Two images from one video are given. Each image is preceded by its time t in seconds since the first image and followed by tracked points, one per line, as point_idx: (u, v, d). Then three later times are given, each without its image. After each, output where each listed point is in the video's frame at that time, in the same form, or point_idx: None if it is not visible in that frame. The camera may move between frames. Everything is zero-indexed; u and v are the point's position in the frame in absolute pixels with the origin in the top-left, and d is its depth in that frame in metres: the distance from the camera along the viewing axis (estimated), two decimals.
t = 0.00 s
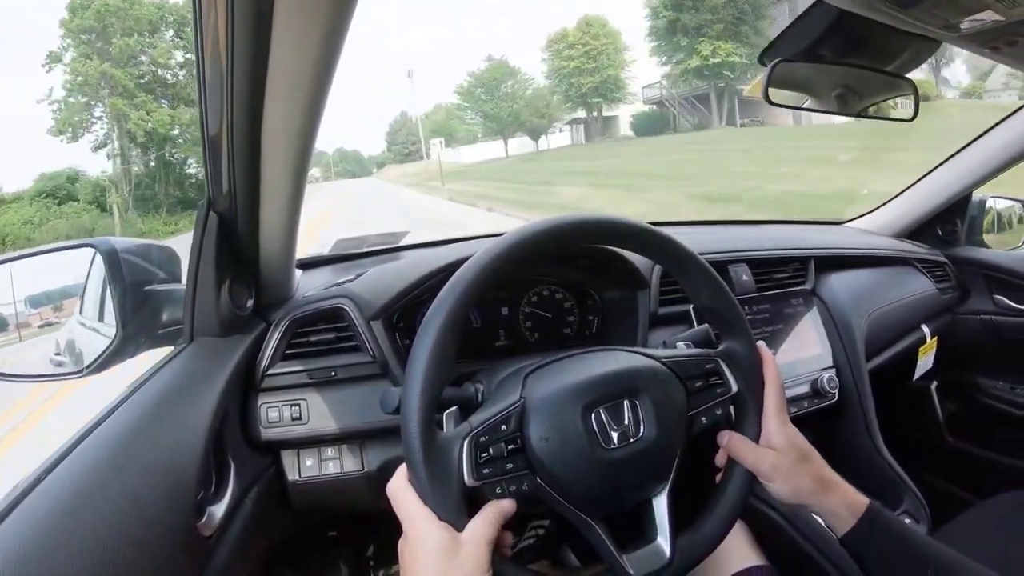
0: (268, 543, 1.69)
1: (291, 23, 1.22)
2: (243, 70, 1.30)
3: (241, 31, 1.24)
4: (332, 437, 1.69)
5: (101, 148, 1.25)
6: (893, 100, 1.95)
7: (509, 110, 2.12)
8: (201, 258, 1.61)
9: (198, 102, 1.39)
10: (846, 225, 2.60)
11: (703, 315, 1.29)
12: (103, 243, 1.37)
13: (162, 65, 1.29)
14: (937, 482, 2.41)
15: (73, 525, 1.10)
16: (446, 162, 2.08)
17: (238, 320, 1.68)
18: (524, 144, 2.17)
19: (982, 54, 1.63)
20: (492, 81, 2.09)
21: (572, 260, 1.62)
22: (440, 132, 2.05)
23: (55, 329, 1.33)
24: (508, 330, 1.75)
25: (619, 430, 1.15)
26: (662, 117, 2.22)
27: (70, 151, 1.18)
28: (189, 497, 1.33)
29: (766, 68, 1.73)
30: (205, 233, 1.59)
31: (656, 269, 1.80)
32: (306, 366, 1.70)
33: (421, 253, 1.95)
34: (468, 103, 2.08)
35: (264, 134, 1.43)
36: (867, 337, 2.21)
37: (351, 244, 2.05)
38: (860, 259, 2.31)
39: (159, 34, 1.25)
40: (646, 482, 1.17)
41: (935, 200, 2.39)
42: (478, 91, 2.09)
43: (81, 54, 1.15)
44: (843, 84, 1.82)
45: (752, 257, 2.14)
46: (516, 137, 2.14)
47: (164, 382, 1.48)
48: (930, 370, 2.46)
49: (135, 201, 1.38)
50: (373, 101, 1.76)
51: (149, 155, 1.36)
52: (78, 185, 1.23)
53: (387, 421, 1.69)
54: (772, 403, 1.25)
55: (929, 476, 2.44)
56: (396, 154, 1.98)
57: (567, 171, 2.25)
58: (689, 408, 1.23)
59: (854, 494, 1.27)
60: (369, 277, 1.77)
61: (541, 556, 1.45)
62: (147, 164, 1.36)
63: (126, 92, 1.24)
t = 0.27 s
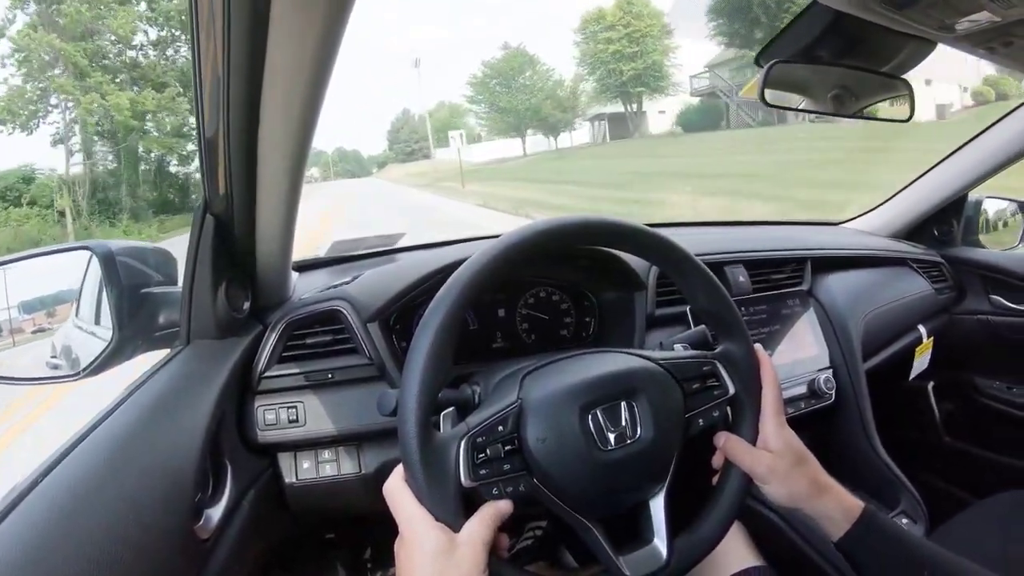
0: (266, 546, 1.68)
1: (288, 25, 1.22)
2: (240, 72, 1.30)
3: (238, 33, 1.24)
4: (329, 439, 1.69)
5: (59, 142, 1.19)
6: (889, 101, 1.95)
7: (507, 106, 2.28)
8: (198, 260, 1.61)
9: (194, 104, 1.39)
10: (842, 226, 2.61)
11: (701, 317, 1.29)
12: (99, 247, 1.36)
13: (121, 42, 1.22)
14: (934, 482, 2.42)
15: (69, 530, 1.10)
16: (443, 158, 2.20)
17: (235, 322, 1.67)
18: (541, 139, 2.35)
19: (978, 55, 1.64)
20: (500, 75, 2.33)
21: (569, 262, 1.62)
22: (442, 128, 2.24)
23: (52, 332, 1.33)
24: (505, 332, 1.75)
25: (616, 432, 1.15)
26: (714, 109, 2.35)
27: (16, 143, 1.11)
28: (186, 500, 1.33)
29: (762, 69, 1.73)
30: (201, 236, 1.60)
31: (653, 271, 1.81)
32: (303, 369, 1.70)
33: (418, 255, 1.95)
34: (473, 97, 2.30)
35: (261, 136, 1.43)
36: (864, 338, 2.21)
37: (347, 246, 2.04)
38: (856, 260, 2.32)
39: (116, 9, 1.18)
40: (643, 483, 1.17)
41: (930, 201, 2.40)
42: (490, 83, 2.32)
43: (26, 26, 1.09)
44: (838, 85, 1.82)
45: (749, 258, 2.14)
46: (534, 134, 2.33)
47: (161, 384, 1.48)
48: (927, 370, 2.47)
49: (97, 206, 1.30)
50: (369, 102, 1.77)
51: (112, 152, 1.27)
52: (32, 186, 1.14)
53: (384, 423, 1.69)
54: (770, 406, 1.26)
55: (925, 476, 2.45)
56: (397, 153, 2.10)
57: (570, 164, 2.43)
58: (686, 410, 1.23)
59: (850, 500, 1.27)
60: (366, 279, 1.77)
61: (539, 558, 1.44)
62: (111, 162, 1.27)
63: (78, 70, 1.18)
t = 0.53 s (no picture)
0: (262, 542, 1.68)
1: (286, 22, 1.21)
2: (237, 67, 1.30)
3: (236, 28, 1.23)
4: (326, 435, 1.69)
5: (9, 134, 1.08)
6: (887, 100, 1.96)
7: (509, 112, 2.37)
8: (195, 255, 1.61)
9: (191, 99, 1.40)
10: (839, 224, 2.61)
11: (698, 315, 1.29)
12: (97, 243, 1.36)
13: (72, 10, 1.13)
14: (929, 480, 2.42)
15: (66, 527, 1.09)
16: (453, 157, 2.26)
17: (232, 319, 1.68)
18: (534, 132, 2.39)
19: (975, 54, 1.64)
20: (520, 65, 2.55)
21: (565, 260, 1.62)
22: (450, 128, 2.31)
23: (48, 326, 1.32)
24: (501, 329, 1.75)
25: (613, 429, 1.15)
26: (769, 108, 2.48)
27: None
28: (183, 497, 1.33)
29: (758, 67, 1.74)
30: (199, 234, 1.59)
31: (649, 269, 1.81)
32: (300, 365, 1.70)
33: (414, 252, 1.95)
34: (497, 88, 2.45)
35: (258, 132, 1.42)
36: (860, 336, 2.21)
37: (343, 243, 2.04)
38: (853, 258, 2.32)
39: None
40: (639, 480, 1.17)
41: (928, 200, 2.40)
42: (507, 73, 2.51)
43: None
44: (836, 83, 1.83)
45: (746, 255, 2.14)
46: (557, 131, 2.42)
47: (158, 380, 1.48)
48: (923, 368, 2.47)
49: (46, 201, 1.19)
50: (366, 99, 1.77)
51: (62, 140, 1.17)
52: None
53: (381, 420, 1.69)
54: (767, 406, 1.26)
55: (921, 474, 2.46)
56: (401, 152, 2.13)
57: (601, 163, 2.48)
58: (683, 408, 1.23)
59: (841, 502, 1.28)
60: (363, 276, 1.77)
61: (535, 554, 1.45)
62: (68, 158, 1.18)
63: (9, 40, 1.05)
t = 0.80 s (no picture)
0: (262, 545, 1.68)
1: (284, 24, 1.21)
2: (235, 69, 1.30)
3: (234, 31, 1.23)
4: (326, 437, 1.69)
5: None
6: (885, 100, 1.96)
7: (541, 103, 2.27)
8: (195, 254, 1.62)
9: (190, 101, 1.40)
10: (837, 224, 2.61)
11: (698, 317, 1.29)
12: (96, 245, 1.36)
13: None
14: (929, 479, 2.43)
15: (67, 527, 1.10)
16: (466, 156, 2.23)
17: (231, 322, 1.68)
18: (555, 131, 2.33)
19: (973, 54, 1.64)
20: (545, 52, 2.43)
21: (564, 262, 1.63)
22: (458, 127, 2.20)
23: (46, 329, 1.32)
24: (500, 330, 1.75)
25: (612, 430, 1.15)
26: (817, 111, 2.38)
27: None
28: (182, 500, 1.33)
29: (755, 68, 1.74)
30: (197, 234, 1.61)
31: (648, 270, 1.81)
32: (300, 367, 1.70)
33: (412, 255, 1.95)
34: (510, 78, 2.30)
35: (256, 134, 1.42)
36: (859, 335, 2.22)
37: (341, 246, 2.05)
38: (851, 258, 2.32)
39: None
40: (638, 480, 1.17)
41: (926, 199, 2.40)
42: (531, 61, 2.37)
43: None
44: (834, 84, 1.83)
45: (744, 256, 2.15)
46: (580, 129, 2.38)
47: (157, 383, 1.48)
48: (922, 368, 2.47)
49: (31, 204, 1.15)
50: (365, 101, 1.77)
51: (37, 144, 1.12)
52: None
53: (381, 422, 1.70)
54: (766, 410, 1.26)
55: (920, 474, 2.46)
56: (406, 151, 2.10)
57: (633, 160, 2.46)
58: (682, 410, 1.23)
59: (837, 508, 1.26)
60: (361, 278, 1.77)
61: (534, 556, 1.45)
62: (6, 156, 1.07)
63: None
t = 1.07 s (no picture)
0: (259, 541, 1.68)
1: (285, 22, 1.21)
2: (235, 65, 1.30)
3: (234, 27, 1.23)
4: (324, 434, 1.69)
5: None
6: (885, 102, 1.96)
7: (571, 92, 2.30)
8: (193, 249, 1.62)
9: (189, 95, 1.40)
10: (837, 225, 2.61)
11: (696, 318, 1.29)
12: (92, 240, 1.36)
13: None
14: (925, 481, 2.43)
15: (64, 525, 1.09)
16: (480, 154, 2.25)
17: (229, 318, 1.68)
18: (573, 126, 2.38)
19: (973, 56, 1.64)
20: (580, 34, 2.48)
21: (563, 261, 1.63)
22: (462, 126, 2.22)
23: (42, 322, 1.32)
24: (498, 328, 1.75)
25: (608, 430, 1.15)
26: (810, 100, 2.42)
27: None
28: (179, 495, 1.33)
29: (756, 68, 1.74)
30: (195, 230, 1.61)
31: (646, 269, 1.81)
32: (297, 364, 1.70)
33: (410, 253, 1.94)
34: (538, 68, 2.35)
35: (255, 131, 1.42)
36: (857, 336, 2.22)
37: (340, 243, 2.04)
38: (850, 259, 2.32)
39: None
40: (634, 478, 1.17)
41: (925, 201, 2.40)
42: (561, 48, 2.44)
43: None
44: (834, 85, 1.83)
45: (743, 256, 2.14)
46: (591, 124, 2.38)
47: (156, 378, 1.48)
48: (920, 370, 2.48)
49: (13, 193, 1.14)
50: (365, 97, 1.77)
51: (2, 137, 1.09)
52: None
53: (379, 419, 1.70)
54: (763, 417, 1.25)
55: (916, 475, 2.46)
56: (410, 151, 2.08)
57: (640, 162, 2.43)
58: (679, 412, 1.23)
59: (829, 517, 1.27)
60: (360, 275, 1.76)
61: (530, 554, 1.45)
62: None
63: None
